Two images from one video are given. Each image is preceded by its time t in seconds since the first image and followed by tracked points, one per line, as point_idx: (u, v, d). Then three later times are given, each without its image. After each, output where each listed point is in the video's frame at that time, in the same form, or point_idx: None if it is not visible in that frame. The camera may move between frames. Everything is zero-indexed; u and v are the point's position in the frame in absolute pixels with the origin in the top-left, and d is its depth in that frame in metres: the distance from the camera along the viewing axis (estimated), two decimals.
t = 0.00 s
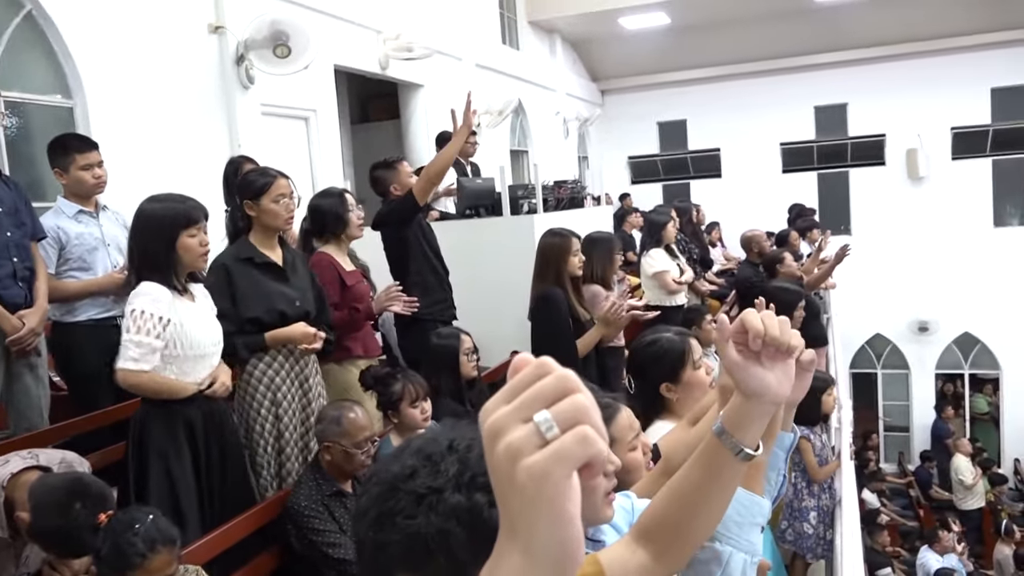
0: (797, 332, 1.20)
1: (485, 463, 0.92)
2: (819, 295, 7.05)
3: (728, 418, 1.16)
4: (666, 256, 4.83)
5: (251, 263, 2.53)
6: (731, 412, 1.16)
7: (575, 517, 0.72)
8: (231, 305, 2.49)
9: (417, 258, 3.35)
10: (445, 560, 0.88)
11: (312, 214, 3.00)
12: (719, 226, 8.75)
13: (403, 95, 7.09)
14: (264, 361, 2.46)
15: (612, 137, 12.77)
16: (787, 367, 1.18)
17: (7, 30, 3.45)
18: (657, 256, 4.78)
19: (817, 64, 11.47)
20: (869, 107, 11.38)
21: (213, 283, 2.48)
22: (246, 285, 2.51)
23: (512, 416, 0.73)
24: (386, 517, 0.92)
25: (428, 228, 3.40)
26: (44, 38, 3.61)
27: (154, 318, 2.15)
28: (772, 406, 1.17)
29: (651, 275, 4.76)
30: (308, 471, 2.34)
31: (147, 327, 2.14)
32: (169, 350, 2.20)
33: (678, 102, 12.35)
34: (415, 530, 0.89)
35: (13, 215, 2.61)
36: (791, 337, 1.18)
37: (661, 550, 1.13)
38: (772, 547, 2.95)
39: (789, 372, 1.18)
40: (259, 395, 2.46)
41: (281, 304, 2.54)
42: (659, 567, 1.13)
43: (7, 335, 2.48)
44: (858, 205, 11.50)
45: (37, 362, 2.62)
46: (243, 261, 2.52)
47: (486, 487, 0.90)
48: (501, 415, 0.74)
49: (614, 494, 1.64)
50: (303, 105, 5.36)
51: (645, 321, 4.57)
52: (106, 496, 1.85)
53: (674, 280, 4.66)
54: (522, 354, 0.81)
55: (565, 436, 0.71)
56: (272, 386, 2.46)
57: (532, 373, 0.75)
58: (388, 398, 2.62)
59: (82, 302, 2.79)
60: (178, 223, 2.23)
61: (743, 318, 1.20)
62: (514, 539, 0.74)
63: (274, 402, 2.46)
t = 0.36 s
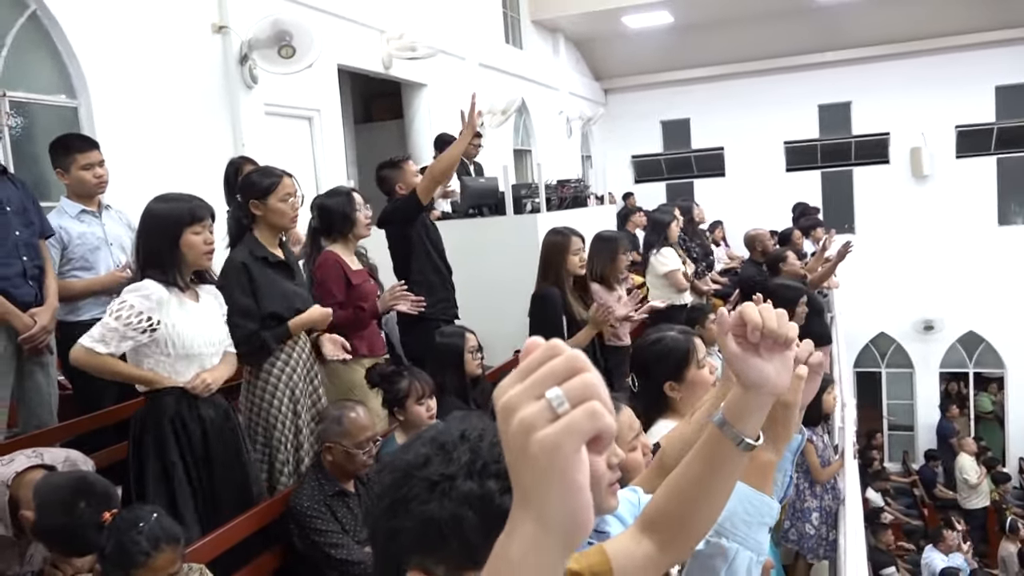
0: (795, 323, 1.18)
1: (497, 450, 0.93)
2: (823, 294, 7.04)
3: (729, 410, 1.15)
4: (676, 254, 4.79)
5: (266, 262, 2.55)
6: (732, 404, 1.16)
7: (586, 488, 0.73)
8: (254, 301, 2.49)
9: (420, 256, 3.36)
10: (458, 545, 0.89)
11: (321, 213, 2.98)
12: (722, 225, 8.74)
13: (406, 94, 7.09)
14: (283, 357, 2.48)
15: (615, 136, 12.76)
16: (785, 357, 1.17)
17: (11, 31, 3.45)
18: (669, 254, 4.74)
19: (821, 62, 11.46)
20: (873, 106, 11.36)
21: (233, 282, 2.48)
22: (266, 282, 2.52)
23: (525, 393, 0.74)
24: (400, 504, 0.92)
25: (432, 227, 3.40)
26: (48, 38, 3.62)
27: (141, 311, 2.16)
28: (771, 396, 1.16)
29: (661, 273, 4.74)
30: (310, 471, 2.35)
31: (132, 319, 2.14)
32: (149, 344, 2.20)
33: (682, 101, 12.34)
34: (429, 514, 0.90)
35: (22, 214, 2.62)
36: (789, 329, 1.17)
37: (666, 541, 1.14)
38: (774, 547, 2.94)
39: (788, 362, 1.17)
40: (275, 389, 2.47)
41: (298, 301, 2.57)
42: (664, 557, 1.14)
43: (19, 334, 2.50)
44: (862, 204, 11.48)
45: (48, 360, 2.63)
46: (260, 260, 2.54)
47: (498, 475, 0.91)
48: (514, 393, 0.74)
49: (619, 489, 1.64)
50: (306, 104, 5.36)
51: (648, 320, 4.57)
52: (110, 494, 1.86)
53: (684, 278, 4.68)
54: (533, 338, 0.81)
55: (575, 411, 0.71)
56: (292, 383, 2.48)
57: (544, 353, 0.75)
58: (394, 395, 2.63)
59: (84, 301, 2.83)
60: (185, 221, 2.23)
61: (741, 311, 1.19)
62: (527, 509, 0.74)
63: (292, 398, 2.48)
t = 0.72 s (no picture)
0: (779, 329, 1.20)
1: (491, 444, 0.96)
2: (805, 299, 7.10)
3: (715, 411, 1.19)
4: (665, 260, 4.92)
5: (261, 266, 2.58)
6: (718, 405, 1.19)
7: (575, 460, 0.76)
8: (258, 300, 2.53)
9: (401, 262, 3.35)
10: (454, 535, 0.90)
11: (305, 218, 2.99)
12: (706, 231, 8.80)
13: (391, 99, 7.09)
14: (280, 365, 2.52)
15: (600, 142, 12.81)
16: (769, 362, 1.21)
17: None
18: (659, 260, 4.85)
19: (803, 69, 11.58)
20: (855, 113, 11.47)
21: (235, 284, 2.49)
22: (266, 284, 2.56)
23: (519, 372, 0.77)
24: (397, 495, 0.93)
25: (417, 234, 3.38)
26: (31, 41, 3.60)
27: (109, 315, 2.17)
28: (755, 398, 1.20)
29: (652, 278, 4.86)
30: (293, 479, 2.34)
31: (98, 323, 2.17)
32: (119, 348, 2.21)
33: (666, 108, 12.42)
34: (425, 505, 0.91)
35: (6, 217, 2.61)
36: (772, 334, 1.18)
37: (653, 539, 1.15)
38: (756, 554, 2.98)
39: (771, 365, 1.21)
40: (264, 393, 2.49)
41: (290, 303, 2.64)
42: (652, 554, 1.15)
43: (5, 337, 2.48)
44: (844, 210, 11.58)
45: (32, 364, 2.61)
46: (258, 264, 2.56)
47: (490, 466, 0.94)
48: (509, 372, 0.77)
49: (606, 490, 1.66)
50: (291, 109, 5.35)
51: (633, 324, 4.60)
52: (92, 501, 1.85)
53: (674, 282, 4.82)
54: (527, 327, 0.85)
55: (566, 388, 0.75)
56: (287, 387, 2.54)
57: (535, 338, 0.78)
58: (383, 397, 2.62)
59: (64, 307, 2.82)
60: (174, 226, 2.21)
61: (727, 315, 1.20)
62: (521, 480, 0.78)
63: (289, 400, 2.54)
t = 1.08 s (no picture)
0: (743, 331, 1.23)
1: (456, 445, 0.95)
2: (767, 301, 7.18)
3: (680, 412, 1.19)
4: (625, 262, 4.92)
5: (217, 269, 2.54)
6: (682, 408, 1.19)
7: (545, 464, 0.77)
8: (207, 306, 2.50)
9: (359, 263, 3.35)
10: (419, 538, 0.90)
11: (264, 221, 2.99)
12: (670, 234, 8.88)
13: (356, 102, 7.05)
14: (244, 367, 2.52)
15: (566, 145, 12.86)
16: (731, 364, 1.23)
17: None
18: (619, 262, 4.86)
19: (764, 74, 11.76)
20: (814, 117, 11.68)
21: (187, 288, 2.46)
22: (218, 289, 2.53)
23: (493, 378, 0.78)
24: (362, 498, 0.93)
25: (376, 237, 3.36)
26: None
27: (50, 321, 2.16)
28: (717, 400, 1.21)
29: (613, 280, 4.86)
30: (255, 486, 2.32)
31: (43, 326, 2.16)
32: (67, 352, 2.19)
33: (630, 111, 12.52)
34: (390, 507, 0.90)
35: None
36: (736, 337, 1.21)
37: (619, 538, 1.16)
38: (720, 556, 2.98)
39: (734, 367, 1.23)
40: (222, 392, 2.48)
41: (247, 309, 2.59)
42: (618, 553, 1.15)
43: None
44: (805, 213, 11.76)
45: None
46: (212, 268, 2.53)
47: (456, 467, 0.92)
48: (482, 377, 0.78)
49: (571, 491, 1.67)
50: (254, 112, 5.30)
51: (598, 326, 4.61)
52: (47, 511, 1.81)
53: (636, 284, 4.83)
54: (500, 331, 0.85)
55: (540, 393, 0.76)
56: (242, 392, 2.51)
57: (511, 345, 0.79)
58: (349, 400, 2.60)
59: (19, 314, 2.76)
60: (127, 229, 2.19)
61: (692, 319, 1.23)
62: (493, 484, 0.78)
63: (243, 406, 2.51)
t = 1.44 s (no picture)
0: (703, 332, 1.23)
1: (403, 452, 0.94)
2: (724, 298, 7.27)
3: (639, 413, 1.20)
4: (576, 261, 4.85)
5: (155, 272, 2.46)
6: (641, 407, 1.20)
7: (495, 479, 0.74)
8: (135, 314, 2.42)
9: (311, 262, 3.31)
10: (364, 547, 0.88)
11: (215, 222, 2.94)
12: (629, 232, 8.92)
13: (312, 100, 6.97)
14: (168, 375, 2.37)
15: (525, 144, 12.88)
16: (692, 364, 1.24)
17: None
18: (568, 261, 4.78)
19: (720, 75, 11.92)
20: (769, 117, 11.86)
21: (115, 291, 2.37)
22: (151, 294, 2.44)
23: (440, 392, 0.74)
24: (306, 508, 0.91)
25: (329, 233, 3.32)
26: None
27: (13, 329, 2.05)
28: (677, 402, 1.22)
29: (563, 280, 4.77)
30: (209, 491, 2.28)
31: (3, 338, 2.03)
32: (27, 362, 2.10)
33: (589, 111, 12.58)
34: (334, 518, 0.89)
35: None
36: (697, 337, 1.22)
37: (577, 539, 1.16)
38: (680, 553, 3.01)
39: (695, 368, 1.24)
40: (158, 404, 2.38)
41: (186, 315, 2.49)
42: (576, 553, 1.15)
43: None
44: (760, 212, 11.95)
45: None
46: (146, 270, 2.44)
47: (403, 475, 0.92)
48: (430, 391, 0.74)
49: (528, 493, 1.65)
50: (206, 110, 5.21)
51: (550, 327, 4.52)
52: None
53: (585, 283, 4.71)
54: (449, 340, 0.81)
55: (488, 409, 0.72)
56: (175, 400, 2.38)
57: (459, 358, 0.75)
58: (303, 404, 2.57)
59: None
60: (72, 233, 2.13)
61: (654, 319, 1.23)
62: (440, 501, 0.75)
63: (178, 416, 2.39)
